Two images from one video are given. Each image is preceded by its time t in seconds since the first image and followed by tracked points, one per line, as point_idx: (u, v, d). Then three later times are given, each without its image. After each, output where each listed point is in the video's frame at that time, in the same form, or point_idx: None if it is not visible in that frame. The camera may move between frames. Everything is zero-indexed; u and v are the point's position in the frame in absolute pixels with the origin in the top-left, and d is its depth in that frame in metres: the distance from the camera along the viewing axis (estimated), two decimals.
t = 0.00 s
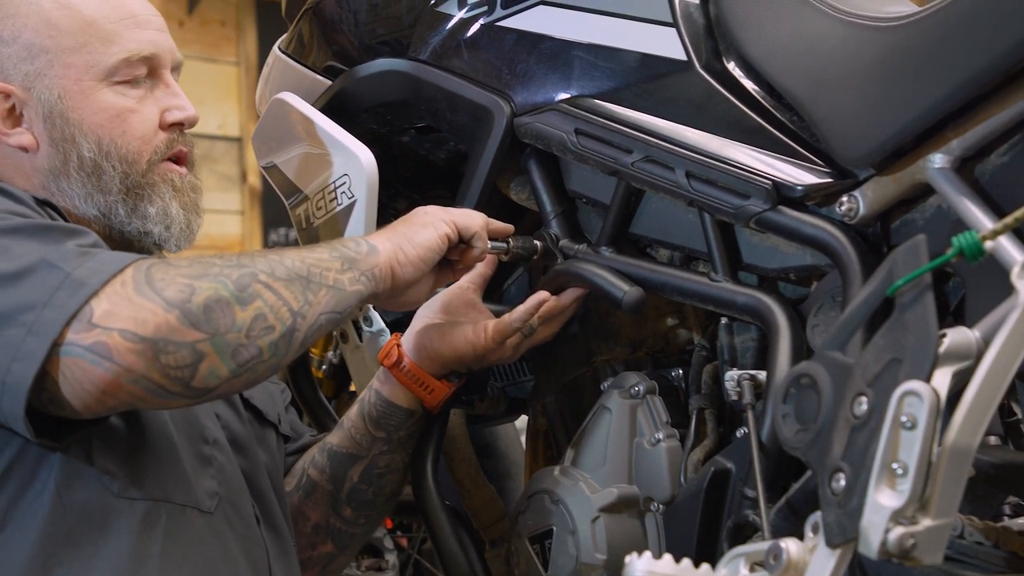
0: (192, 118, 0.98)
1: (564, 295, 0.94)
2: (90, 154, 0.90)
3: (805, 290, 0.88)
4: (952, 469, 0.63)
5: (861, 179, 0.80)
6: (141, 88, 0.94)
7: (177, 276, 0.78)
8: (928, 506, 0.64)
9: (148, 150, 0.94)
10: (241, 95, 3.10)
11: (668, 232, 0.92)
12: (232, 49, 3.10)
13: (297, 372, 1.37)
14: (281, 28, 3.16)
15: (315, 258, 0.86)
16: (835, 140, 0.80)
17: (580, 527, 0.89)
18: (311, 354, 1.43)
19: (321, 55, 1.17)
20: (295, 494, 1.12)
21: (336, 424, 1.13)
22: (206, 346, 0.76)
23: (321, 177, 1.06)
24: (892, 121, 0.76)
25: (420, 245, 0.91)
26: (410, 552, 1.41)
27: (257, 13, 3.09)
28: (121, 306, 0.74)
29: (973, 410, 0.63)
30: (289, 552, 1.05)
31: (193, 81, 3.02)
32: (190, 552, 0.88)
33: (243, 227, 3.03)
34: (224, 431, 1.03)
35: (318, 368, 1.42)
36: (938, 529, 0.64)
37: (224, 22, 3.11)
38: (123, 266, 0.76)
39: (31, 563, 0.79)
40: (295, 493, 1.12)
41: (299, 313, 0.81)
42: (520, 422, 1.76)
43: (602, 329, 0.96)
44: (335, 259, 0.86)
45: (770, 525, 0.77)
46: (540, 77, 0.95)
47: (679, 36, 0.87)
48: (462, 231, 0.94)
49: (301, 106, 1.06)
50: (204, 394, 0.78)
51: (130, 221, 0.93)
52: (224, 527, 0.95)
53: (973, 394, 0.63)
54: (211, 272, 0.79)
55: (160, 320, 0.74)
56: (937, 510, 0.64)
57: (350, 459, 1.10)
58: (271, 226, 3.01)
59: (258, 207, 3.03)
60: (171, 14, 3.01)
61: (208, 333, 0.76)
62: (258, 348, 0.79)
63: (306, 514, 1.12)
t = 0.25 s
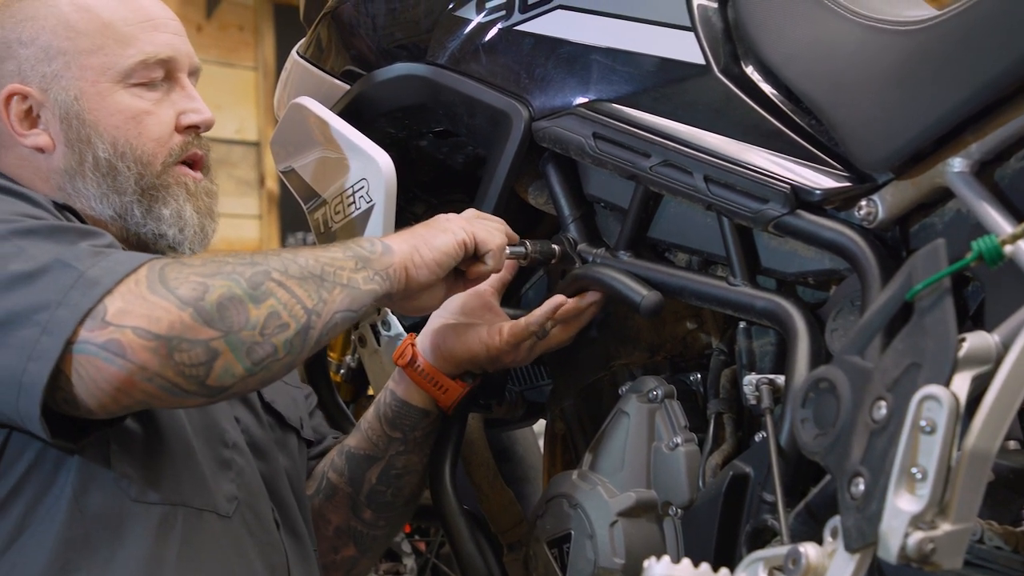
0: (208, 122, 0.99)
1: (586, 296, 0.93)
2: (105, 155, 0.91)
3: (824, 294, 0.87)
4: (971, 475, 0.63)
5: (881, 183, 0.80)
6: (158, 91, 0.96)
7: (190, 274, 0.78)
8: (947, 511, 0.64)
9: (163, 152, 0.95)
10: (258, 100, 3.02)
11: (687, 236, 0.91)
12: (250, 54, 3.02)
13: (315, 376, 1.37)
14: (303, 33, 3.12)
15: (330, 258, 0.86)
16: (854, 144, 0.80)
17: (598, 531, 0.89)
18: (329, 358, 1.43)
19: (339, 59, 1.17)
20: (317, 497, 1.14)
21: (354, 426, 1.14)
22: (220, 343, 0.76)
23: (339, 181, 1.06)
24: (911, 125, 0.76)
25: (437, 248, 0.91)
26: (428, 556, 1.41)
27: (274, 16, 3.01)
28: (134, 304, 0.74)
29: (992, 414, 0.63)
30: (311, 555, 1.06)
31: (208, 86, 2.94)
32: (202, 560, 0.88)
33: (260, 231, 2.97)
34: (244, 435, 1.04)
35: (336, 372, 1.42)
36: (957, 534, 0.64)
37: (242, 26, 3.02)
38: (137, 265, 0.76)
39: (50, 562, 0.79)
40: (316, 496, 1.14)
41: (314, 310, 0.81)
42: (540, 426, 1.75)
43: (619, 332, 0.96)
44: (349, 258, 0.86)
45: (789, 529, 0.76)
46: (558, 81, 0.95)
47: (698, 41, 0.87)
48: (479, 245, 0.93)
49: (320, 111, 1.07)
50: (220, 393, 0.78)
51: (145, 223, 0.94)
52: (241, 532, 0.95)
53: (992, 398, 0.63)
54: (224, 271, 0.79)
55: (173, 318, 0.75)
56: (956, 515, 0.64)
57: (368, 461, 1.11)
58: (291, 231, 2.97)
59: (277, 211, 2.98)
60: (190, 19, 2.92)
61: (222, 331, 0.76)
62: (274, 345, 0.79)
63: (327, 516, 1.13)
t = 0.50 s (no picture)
0: (235, 128, 1.01)
1: (606, 322, 0.93)
2: (134, 161, 0.93)
3: (841, 297, 0.87)
4: (989, 479, 0.63)
5: (898, 187, 0.79)
6: (185, 97, 0.97)
7: (208, 279, 0.78)
8: (965, 516, 0.64)
9: (191, 158, 0.97)
10: (275, 103, 2.96)
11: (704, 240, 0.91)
12: (267, 58, 2.96)
13: (333, 379, 1.38)
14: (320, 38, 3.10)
15: (345, 260, 0.86)
16: (871, 148, 0.80)
17: (615, 536, 0.89)
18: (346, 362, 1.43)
19: (356, 62, 1.18)
20: (338, 500, 1.16)
21: (373, 429, 1.16)
22: (239, 348, 0.76)
23: (357, 185, 1.08)
24: (926, 129, 0.75)
25: (452, 252, 0.91)
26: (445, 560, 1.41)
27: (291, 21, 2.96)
28: (153, 309, 0.74)
29: (1010, 420, 0.63)
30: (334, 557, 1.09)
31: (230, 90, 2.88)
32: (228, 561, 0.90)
33: (276, 235, 2.93)
34: (269, 440, 1.07)
35: (352, 377, 1.41)
36: (975, 538, 0.64)
37: (258, 30, 2.96)
38: (156, 271, 0.76)
39: (75, 564, 0.80)
40: (337, 501, 1.16)
41: (331, 314, 0.82)
42: (556, 431, 1.75)
43: (635, 336, 0.96)
44: (365, 260, 0.86)
45: (807, 533, 0.76)
46: (575, 85, 0.95)
47: (714, 45, 0.87)
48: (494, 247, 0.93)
49: (337, 116, 1.09)
50: (239, 398, 0.78)
51: (172, 229, 0.96)
52: (268, 539, 0.97)
53: (1010, 404, 0.63)
54: (241, 275, 0.79)
55: (192, 324, 0.74)
56: (975, 519, 0.63)
57: (385, 465, 1.13)
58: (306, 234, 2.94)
59: (293, 215, 2.93)
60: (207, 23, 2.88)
61: (240, 336, 0.76)
62: (292, 349, 0.79)
63: (348, 520, 1.16)
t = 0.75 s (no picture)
0: (252, 131, 1.03)
1: (619, 327, 0.93)
2: (153, 164, 0.94)
3: (857, 302, 0.87)
4: (1005, 484, 0.63)
5: (914, 191, 0.79)
6: (203, 100, 0.99)
7: (225, 286, 0.78)
8: (982, 520, 0.64)
9: (208, 162, 0.98)
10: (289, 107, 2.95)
11: (719, 244, 0.91)
12: (281, 62, 2.97)
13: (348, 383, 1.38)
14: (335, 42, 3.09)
15: (363, 264, 0.86)
16: (887, 152, 0.79)
17: (630, 540, 0.89)
18: (361, 366, 1.43)
19: (372, 67, 1.18)
20: (352, 504, 1.16)
21: (387, 433, 1.16)
22: (257, 353, 0.76)
23: (371, 190, 1.10)
24: (943, 134, 0.75)
25: (470, 256, 0.91)
26: (459, 564, 1.41)
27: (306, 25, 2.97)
28: (171, 315, 0.74)
29: None
30: (349, 561, 1.09)
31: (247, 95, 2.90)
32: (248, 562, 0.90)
33: (292, 239, 2.92)
34: (285, 443, 1.07)
35: (367, 380, 1.42)
36: (992, 543, 0.64)
37: (272, 35, 2.96)
38: (172, 276, 0.76)
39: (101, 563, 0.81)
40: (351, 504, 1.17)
41: (348, 319, 0.81)
42: (570, 435, 1.77)
43: (649, 340, 0.96)
44: (382, 264, 0.86)
45: (822, 538, 0.76)
46: (590, 89, 0.95)
47: (730, 48, 0.87)
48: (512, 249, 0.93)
49: (352, 120, 1.10)
50: (257, 403, 0.78)
51: (187, 234, 0.98)
52: (284, 543, 0.96)
53: None
54: (259, 280, 0.79)
55: (210, 329, 0.74)
56: (991, 524, 0.64)
57: (400, 468, 1.13)
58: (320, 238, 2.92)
59: (308, 220, 2.93)
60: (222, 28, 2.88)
61: (258, 341, 0.76)
62: (309, 355, 0.79)
63: (361, 523, 1.16)
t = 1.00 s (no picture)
0: (266, 130, 1.03)
1: (634, 309, 0.93)
2: (167, 165, 0.95)
3: (872, 305, 0.86)
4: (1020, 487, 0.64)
5: (929, 194, 0.78)
6: (216, 100, 1.00)
7: (233, 293, 0.78)
8: (997, 523, 0.64)
9: (223, 161, 0.99)
10: (304, 111, 2.89)
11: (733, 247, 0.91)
12: (296, 66, 2.90)
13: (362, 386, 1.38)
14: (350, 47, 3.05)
15: (372, 270, 0.86)
16: (902, 155, 0.79)
17: (644, 543, 0.89)
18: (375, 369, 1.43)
19: (386, 70, 1.18)
20: (364, 507, 1.16)
21: (400, 435, 1.17)
22: (264, 361, 0.76)
23: (386, 193, 1.11)
24: (959, 136, 0.74)
25: (482, 264, 0.90)
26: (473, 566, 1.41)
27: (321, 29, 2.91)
28: (177, 324, 0.74)
29: None
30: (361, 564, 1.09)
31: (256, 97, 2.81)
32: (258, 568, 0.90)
33: (305, 242, 2.85)
34: (296, 447, 1.08)
35: (382, 383, 1.42)
36: (1007, 546, 0.64)
37: (287, 38, 2.89)
38: (179, 284, 0.77)
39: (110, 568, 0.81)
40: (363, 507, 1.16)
41: (357, 325, 0.81)
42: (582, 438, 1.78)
43: (663, 344, 0.97)
44: (391, 270, 0.86)
45: (837, 542, 0.76)
46: (605, 92, 0.95)
47: (745, 52, 0.87)
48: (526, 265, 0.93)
49: (367, 122, 1.11)
50: (263, 409, 0.78)
51: (204, 232, 0.98)
52: (298, 549, 0.97)
53: None
54: (266, 288, 0.79)
55: (216, 338, 0.74)
56: (1006, 527, 0.64)
57: (413, 470, 1.14)
58: (334, 242, 2.88)
59: (323, 224, 2.88)
60: (235, 31, 2.79)
61: (265, 349, 0.76)
62: (317, 362, 0.79)
63: (375, 526, 1.16)
